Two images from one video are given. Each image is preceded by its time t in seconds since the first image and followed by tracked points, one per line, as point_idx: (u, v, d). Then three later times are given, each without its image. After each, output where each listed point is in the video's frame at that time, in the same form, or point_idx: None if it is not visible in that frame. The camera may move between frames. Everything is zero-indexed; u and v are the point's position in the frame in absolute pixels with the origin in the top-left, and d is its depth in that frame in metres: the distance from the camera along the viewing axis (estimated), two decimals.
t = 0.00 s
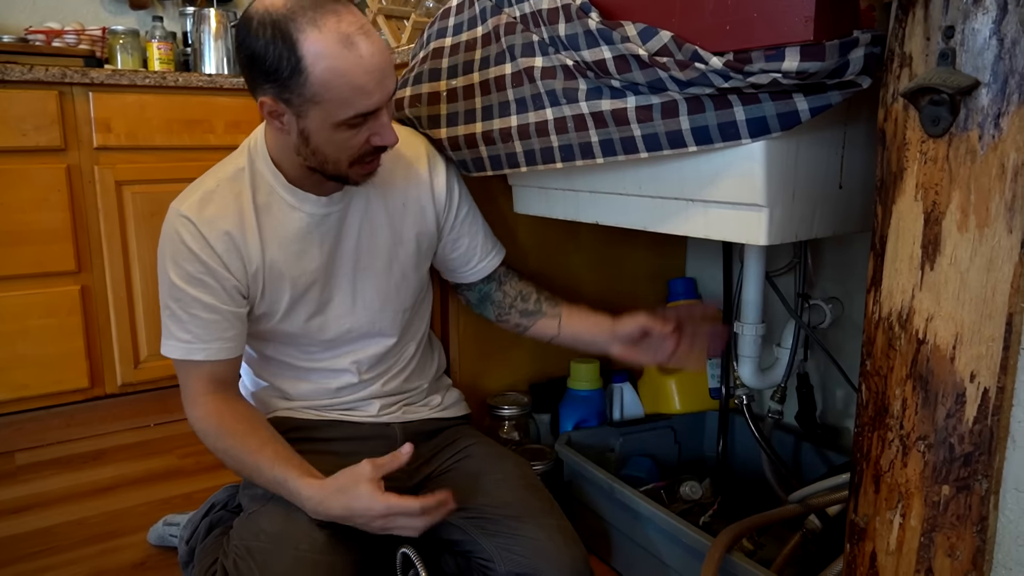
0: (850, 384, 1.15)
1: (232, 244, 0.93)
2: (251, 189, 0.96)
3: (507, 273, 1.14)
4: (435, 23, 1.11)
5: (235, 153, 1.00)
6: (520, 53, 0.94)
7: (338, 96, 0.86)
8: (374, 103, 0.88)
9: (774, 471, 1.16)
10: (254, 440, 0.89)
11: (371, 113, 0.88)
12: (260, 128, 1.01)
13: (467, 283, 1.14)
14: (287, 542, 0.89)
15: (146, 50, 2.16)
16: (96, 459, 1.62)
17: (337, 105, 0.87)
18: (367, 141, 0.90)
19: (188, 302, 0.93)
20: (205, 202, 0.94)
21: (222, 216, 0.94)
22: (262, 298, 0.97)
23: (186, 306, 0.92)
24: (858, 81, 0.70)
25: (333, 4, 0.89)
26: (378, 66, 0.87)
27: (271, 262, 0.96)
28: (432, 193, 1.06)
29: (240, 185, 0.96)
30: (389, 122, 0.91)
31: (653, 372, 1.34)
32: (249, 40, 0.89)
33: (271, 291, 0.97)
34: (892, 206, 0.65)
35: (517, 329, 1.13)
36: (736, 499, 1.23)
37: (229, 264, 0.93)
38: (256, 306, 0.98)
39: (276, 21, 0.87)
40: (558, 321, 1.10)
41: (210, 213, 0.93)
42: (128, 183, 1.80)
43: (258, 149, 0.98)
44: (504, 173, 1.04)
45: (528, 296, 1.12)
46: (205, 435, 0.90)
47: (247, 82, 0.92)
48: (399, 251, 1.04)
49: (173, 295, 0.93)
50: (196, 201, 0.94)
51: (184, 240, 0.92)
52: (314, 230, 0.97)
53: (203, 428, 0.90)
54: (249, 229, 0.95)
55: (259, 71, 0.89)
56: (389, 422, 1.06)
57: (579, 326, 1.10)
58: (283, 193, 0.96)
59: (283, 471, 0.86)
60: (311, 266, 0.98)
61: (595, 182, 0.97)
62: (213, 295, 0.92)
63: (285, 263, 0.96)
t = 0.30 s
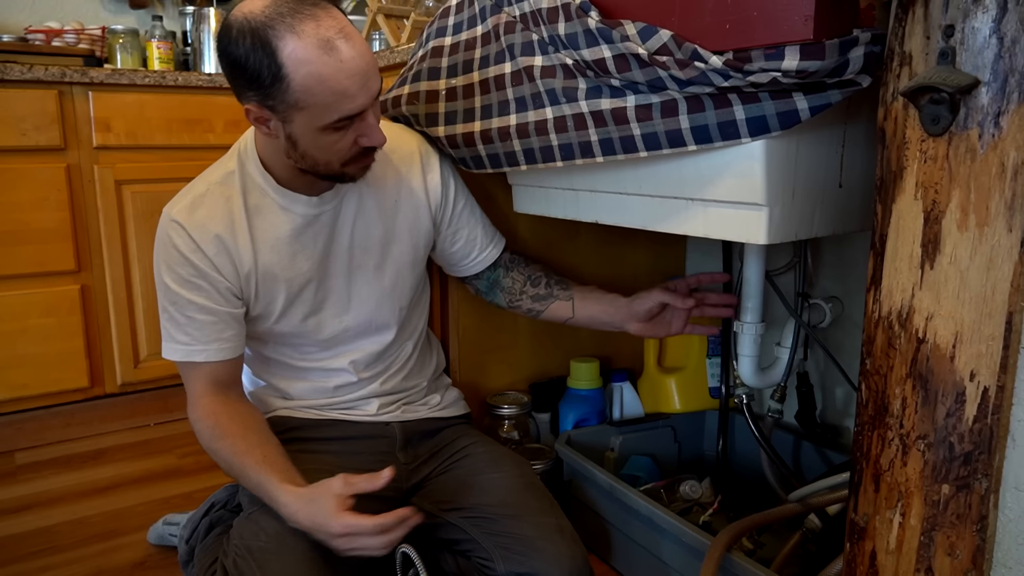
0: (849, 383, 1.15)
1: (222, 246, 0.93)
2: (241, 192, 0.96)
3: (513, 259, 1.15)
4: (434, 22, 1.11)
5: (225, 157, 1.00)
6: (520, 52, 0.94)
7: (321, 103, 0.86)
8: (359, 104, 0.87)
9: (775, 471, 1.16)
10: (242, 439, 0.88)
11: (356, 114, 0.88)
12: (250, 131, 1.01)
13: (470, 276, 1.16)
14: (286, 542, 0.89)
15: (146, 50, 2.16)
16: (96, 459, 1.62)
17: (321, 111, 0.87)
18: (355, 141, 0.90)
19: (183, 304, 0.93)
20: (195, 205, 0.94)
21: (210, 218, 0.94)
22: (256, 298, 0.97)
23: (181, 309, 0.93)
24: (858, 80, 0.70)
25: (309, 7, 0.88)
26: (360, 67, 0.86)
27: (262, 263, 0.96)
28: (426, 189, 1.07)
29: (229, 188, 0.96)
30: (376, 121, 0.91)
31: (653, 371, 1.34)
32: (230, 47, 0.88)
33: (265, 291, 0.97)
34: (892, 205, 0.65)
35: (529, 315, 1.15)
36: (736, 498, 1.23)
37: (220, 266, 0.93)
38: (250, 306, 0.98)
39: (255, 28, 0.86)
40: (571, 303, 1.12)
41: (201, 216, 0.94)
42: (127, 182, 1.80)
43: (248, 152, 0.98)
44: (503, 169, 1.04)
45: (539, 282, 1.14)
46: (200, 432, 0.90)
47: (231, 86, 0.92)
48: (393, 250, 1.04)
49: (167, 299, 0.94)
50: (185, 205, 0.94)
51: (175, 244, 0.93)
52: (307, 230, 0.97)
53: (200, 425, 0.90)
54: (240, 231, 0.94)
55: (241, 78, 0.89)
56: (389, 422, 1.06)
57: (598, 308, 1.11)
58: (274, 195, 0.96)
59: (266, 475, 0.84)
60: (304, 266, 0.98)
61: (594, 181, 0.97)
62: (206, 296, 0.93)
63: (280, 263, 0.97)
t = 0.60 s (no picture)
0: (848, 381, 1.15)
1: (217, 242, 0.94)
2: (239, 187, 0.96)
3: (515, 257, 1.15)
4: (433, 20, 1.11)
5: (225, 150, 1.00)
6: (519, 50, 0.94)
7: (321, 106, 0.86)
8: (359, 109, 0.87)
9: (774, 469, 1.16)
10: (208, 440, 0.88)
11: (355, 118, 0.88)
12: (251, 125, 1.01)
13: (475, 273, 1.15)
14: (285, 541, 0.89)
15: (144, 48, 2.16)
16: (94, 458, 1.62)
17: (321, 114, 0.86)
18: (356, 145, 0.90)
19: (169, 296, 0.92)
20: (191, 197, 0.94)
21: (206, 212, 0.94)
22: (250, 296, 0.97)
23: (167, 301, 0.92)
24: (857, 78, 0.70)
25: (314, 11, 0.88)
26: (363, 72, 0.86)
27: (257, 261, 0.96)
28: (427, 189, 1.06)
29: (227, 182, 0.96)
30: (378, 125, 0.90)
31: (652, 370, 1.34)
32: (232, 47, 0.89)
33: (259, 289, 0.97)
34: (891, 203, 0.65)
35: (529, 313, 1.15)
36: (735, 497, 1.23)
37: (213, 262, 0.93)
38: (242, 302, 0.98)
39: (257, 30, 0.86)
40: (573, 305, 1.12)
41: (195, 209, 0.93)
42: (125, 181, 1.79)
43: (248, 147, 0.98)
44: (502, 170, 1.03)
45: (540, 282, 1.13)
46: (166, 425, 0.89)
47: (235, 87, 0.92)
48: (393, 250, 1.04)
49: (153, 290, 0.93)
50: (181, 197, 0.94)
51: (167, 236, 0.93)
52: (306, 228, 0.97)
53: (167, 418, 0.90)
54: (235, 228, 0.95)
55: (243, 79, 0.89)
56: (387, 421, 1.06)
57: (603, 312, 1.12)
58: (273, 192, 0.96)
59: (227, 480, 0.84)
60: (299, 264, 0.98)
61: (593, 179, 0.97)
62: (191, 290, 0.93)
63: (277, 260, 0.97)
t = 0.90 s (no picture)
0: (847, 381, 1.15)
1: (216, 231, 0.93)
2: (240, 177, 0.96)
3: (512, 276, 1.14)
4: (432, 19, 1.10)
5: (228, 140, 1.00)
6: (518, 49, 0.93)
7: (322, 99, 0.86)
8: (359, 101, 0.87)
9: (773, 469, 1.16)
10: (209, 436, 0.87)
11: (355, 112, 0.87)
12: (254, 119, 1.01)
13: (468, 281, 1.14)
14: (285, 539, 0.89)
15: (142, 47, 2.16)
16: (93, 456, 1.62)
17: (321, 106, 0.86)
18: (356, 140, 0.89)
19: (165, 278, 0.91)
20: (193, 181, 0.94)
21: (206, 200, 0.93)
22: (247, 289, 0.96)
23: (162, 283, 0.91)
24: (856, 77, 0.70)
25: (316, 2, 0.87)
26: (364, 66, 0.86)
27: (255, 253, 0.96)
28: (427, 192, 1.06)
29: (229, 171, 0.96)
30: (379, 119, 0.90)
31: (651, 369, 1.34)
32: (235, 38, 0.89)
33: (256, 282, 0.96)
34: (890, 202, 0.65)
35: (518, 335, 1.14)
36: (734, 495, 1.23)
37: (211, 249, 0.93)
38: (239, 293, 0.97)
39: (260, 22, 0.86)
40: (561, 339, 1.10)
41: (197, 195, 0.93)
42: (124, 179, 1.79)
43: (250, 138, 0.99)
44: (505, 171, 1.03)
45: (532, 304, 1.12)
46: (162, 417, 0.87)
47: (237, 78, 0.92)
48: (392, 250, 1.04)
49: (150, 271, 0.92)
50: (182, 180, 0.94)
51: (166, 218, 0.92)
52: (305, 223, 0.97)
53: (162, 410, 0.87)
54: (235, 219, 0.94)
55: (245, 71, 0.89)
56: (387, 420, 1.06)
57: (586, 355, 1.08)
58: (274, 184, 0.96)
59: (234, 480, 0.83)
60: (298, 258, 0.98)
61: (592, 178, 0.97)
62: (188, 274, 0.92)
63: (275, 253, 0.97)
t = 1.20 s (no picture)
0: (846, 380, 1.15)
1: (219, 225, 0.93)
2: (244, 171, 0.96)
3: (510, 277, 1.15)
4: (431, 19, 1.10)
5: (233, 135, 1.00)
6: (517, 49, 0.93)
7: (321, 86, 0.86)
8: (358, 91, 0.87)
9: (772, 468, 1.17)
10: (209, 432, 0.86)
11: (354, 101, 0.87)
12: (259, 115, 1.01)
13: (469, 282, 1.14)
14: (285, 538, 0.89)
15: (141, 46, 2.15)
16: (92, 456, 1.62)
17: (320, 95, 0.86)
18: (356, 132, 0.89)
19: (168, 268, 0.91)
20: (197, 173, 0.94)
21: (211, 193, 0.93)
22: (248, 285, 0.96)
23: (164, 273, 0.91)
24: (855, 76, 0.70)
25: None
26: (364, 56, 0.86)
27: (257, 250, 0.95)
28: (429, 193, 1.06)
29: (233, 165, 0.96)
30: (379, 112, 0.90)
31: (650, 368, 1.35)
32: (238, 28, 0.90)
33: (257, 279, 0.96)
34: (889, 202, 0.65)
35: (515, 335, 1.14)
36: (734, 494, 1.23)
37: (214, 242, 0.93)
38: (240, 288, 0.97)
39: (262, 9, 0.87)
40: (557, 337, 1.10)
41: (201, 186, 0.93)
42: (123, 179, 1.79)
43: (256, 133, 0.99)
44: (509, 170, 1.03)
45: (529, 305, 1.12)
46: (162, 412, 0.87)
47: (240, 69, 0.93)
48: (394, 250, 1.04)
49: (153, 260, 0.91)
50: (187, 171, 0.94)
51: (170, 209, 0.92)
52: (308, 220, 0.97)
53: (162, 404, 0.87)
54: (238, 214, 0.94)
55: (248, 59, 0.90)
56: (386, 420, 1.06)
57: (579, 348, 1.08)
58: (278, 180, 0.96)
59: (236, 479, 0.83)
60: (299, 255, 0.98)
61: (591, 177, 0.97)
62: (191, 266, 0.91)
63: (276, 249, 0.97)
